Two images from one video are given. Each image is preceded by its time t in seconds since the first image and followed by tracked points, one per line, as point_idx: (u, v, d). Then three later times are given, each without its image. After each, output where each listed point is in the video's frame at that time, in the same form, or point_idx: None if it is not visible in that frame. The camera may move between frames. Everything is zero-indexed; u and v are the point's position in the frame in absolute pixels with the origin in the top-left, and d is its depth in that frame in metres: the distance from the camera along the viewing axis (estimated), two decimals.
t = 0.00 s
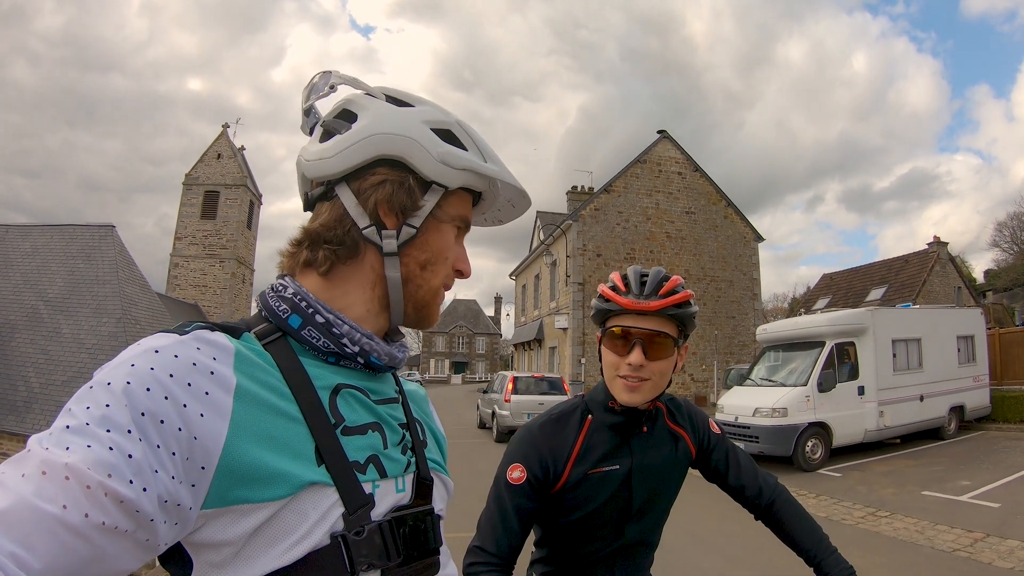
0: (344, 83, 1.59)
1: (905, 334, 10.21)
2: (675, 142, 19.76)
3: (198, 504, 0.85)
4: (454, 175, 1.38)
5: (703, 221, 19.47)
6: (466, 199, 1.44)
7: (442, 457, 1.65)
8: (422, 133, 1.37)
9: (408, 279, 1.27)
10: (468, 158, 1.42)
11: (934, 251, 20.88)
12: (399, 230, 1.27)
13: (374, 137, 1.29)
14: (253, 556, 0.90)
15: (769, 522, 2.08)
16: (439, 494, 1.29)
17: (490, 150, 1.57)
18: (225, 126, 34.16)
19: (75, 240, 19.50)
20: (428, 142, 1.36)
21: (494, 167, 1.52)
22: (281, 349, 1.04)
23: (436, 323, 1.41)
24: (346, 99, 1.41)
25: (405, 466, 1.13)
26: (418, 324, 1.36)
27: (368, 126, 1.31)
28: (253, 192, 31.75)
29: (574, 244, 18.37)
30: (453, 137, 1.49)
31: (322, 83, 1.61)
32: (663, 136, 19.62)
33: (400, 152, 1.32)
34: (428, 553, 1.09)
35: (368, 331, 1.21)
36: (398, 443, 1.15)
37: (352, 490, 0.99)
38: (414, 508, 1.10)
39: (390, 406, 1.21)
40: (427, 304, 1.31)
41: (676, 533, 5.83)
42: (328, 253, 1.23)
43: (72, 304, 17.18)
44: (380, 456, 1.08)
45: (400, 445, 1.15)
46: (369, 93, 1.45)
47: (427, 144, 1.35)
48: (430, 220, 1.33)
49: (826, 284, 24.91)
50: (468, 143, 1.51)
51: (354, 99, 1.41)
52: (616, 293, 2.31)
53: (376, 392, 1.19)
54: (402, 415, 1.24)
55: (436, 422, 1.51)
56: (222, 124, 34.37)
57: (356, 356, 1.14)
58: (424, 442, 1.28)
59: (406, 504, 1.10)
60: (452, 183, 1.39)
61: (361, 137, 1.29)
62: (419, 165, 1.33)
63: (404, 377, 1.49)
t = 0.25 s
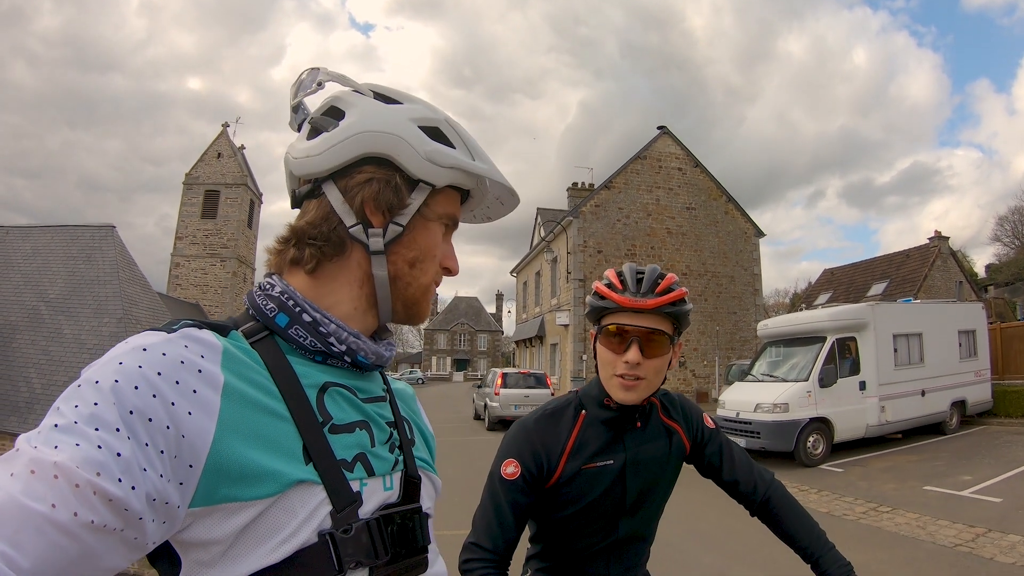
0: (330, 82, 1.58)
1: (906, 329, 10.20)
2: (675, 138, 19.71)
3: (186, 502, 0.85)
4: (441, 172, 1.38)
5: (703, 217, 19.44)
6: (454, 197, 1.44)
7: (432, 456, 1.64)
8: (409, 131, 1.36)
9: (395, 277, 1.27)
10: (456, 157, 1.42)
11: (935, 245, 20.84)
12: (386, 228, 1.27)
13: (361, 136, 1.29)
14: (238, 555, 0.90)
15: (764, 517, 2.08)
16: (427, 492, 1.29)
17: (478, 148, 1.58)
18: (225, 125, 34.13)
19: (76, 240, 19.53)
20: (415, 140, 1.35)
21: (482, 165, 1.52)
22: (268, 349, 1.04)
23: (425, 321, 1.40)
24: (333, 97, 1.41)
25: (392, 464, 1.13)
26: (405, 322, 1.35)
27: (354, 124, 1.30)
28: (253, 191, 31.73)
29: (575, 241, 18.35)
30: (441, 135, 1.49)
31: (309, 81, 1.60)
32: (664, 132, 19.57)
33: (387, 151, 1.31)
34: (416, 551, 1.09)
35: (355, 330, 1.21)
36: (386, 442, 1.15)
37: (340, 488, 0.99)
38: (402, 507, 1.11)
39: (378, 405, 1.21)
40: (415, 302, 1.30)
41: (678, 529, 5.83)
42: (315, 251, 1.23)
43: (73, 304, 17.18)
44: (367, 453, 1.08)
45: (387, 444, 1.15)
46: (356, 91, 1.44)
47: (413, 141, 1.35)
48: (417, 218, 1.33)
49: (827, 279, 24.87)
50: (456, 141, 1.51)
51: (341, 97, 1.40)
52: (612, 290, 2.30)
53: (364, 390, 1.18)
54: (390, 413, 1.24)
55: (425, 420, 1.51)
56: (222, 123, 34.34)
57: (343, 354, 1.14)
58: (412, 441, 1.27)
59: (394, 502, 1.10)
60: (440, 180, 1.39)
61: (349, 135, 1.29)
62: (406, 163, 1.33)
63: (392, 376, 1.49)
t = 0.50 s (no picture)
0: (319, 82, 1.58)
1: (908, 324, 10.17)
2: (676, 134, 19.66)
3: (177, 502, 0.86)
4: (429, 170, 1.38)
5: (705, 213, 19.40)
6: (443, 196, 1.44)
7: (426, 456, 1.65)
8: (396, 130, 1.36)
9: (385, 276, 1.27)
10: (444, 155, 1.42)
11: (938, 240, 20.77)
12: (374, 228, 1.27)
13: (347, 136, 1.29)
14: (228, 556, 0.90)
15: (762, 514, 2.08)
16: (419, 493, 1.28)
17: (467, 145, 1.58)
18: (226, 126, 34.16)
19: (78, 243, 19.59)
20: (403, 138, 1.35)
21: (471, 162, 1.52)
22: (260, 350, 1.05)
23: (415, 320, 1.41)
24: (321, 98, 1.40)
25: (384, 465, 1.13)
26: (396, 322, 1.36)
27: (341, 125, 1.31)
28: (254, 191, 31.77)
29: (576, 238, 18.34)
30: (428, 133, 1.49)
31: (298, 81, 1.60)
32: (664, 128, 19.53)
33: (374, 150, 1.31)
34: (407, 552, 1.09)
35: (346, 331, 1.21)
36: (377, 442, 1.16)
37: (331, 489, 0.99)
38: (394, 507, 1.11)
39: (369, 406, 1.21)
40: (404, 302, 1.31)
41: (681, 526, 5.84)
42: (304, 252, 1.24)
43: (75, 305, 17.22)
44: (359, 454, 1.08)
45: (379, 444, 1.16)
46: (344, 92, 1.44)
47: (401, 140, 1.35)
48: (406, 217, 1.33)
49: (830, 274, 24.82)
50: (444, 139, 1.51)
51: (329, 98, 1.40)
52: (608, 287, 2.30)
53: (355, 391, 1.19)
54: (382, 414, 1.25)
55: (417, 421, 1.52)
56: (223, 124, 34.38)
57: (334, 356, 1.14)
58: (403, 441, 1.28)
59: (385, 503, 1.10)
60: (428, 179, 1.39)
61: (336, 136, 1.29)
62: (394, 162, 1.33)
63: (383, 377, 1.49)
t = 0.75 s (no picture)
0: (314, 83, 1.58)
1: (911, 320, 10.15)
2: (677, 131, 19.63)
3: (176, 498, 0.87)
4: (423, 168, 1.37)
5: (706, 211, 19.38)
6: (439, 194, 1.44)
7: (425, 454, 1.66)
8: (390, 128, 1.36)
9: (380, 275, 1.27)
10: (439, 153, 1.42)
11: (939, 235, 20.74)
12: (368, 227, 1.27)
13: (341, 136, 1.30)
14: (227, 553, 0.91)
15: (763, 511, 2.08)
16: (417, 491, 1.29)
17: (463, 144, 1.57)
18: (226, 127, 34.17)
19: (79, 246, 19.63)
20: (397, 137, 1.35)
21: (466, 161, 1.52)
22: (258, 349, 1.05)
23: (412, 319, 1.41)
24: (316, 99, 1.41)
25: (381, 463, 1.13)
26: (393, 320, 1.36)
27: (335, 125, 1.31)
28: (255, 192, 31.79)
29: (578, 237, 18.35)
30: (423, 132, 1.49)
31: (293, 83, 1.60)
32: (665, 126, 19.51)
33: (368, 150, 1.32)
34: (406, 551, 1.10)
35: (343, 329, 1.21)
36: (375, 441, 1.16)
37: (328, 488, 1.00)
38: (392, 505, 1.11)
39: (367, 405, 1.21)
40: (400, 300, 1.31)
41: (684, 523, 5.84)
42: (298, 251, 1.24)
43: (78, 308, 17.25)
44: (356, 452, 1.09)
45: (376, 443, 1.16)
46: (339, 93, 1.45)
47: (394, 139, 1.35)
48: (401, 216, 1.33)
49: (831, 271, 24.78)
50: (439, 138, 1.50)
51: (323, 99, 1.41)
52: (607, 285, 2.30)
53: (353, 389, 1.19)
54: (379, 413, 1.25)
55: (416, 420, 1.52)
56: (224, 126, 34.41)
57: (330, 355, 1.15)
58: (401, 440, 1.28)
59: (383, 501, 1.11)
60: (424, 177, 1.39)
61: (331, 136, 1.30)
62: (387, 161, 1.32)
63: (381, 376, 1.49)
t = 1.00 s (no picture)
0: (304, 88, 1.58)
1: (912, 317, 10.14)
2: (676, 130, 19.63)
3: (175, 501, 0.87)
4: (413, 170, 1.38)
5: (706, 209, 19.37)
6: (431, 194, 1.44)
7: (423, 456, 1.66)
8: (381, 131, 1.37)
9: (373, 278, 1.27)
10: (430, 154, 1.42)
11: (940, 232, 20.72)
12: (358, 230, 1.28)
13: (330, 139, 1.30)
14: (226, 556, 0.91)
15: (763, 510, 2.08)
16: (415, 492, 1.29)
17: (454, 144, 1.57)
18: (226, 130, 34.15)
19: (80, 250, 19.64)
20: (386, 139, 1.35)
21: (458, 161, 1.52)
22: (254, 353, 1.05)
23: (408, 320, 1.41)
24: (306, 104, 1.42)
25: (378, 465, 1.14)
26: (388, 323, 1.37)
27: (324, 129, 1.32)
28: (255, 195, 31.81)
29: (578, 236, 18.35)
30: (414, 133, 1.49)
31: (283, 88, 1.60)
32: (664, 125, 19.51)
33: (359, 152, 1.32)
34: (405, 552, 1.10)
35: (337, 333, 1.22)
36: (371, 443, 1.16)
37: (325, 490, 1.00)
38: (389, 507, 1.12)
39: (363, 408, 1.22)
40: (394, 301, 1.31)
41: (686, 522, 5.84)
42: (291, 255, 1.25)
43: (79, 312, 17.26)
44: (353, 454, 1.09)
45: (373, 445, 1.16)
46: (328, 96, 1.45)
47: (383, 141, 1.35)
48: (392, 218, 1.33)
49: (832, 268, 24.75)
50: (430, 139, 1.51)
51: (313, 103, 1.41)
52: (604, 285, 2.29)
53: (348, 392, 1.19)
54: (376, 415, 1.25)
55: (413, 423, 1.52)
56: (224, 129, 34.44)
57: (325, 358, 1.15)
58: (398, 441, 1.28)
59: (380, 503, 1.11)
60: (415, 179, 1.39)
61: (321, 140, 1.30)
62: (378, 164, 1.33)
63: (378, 379, 1.50)
